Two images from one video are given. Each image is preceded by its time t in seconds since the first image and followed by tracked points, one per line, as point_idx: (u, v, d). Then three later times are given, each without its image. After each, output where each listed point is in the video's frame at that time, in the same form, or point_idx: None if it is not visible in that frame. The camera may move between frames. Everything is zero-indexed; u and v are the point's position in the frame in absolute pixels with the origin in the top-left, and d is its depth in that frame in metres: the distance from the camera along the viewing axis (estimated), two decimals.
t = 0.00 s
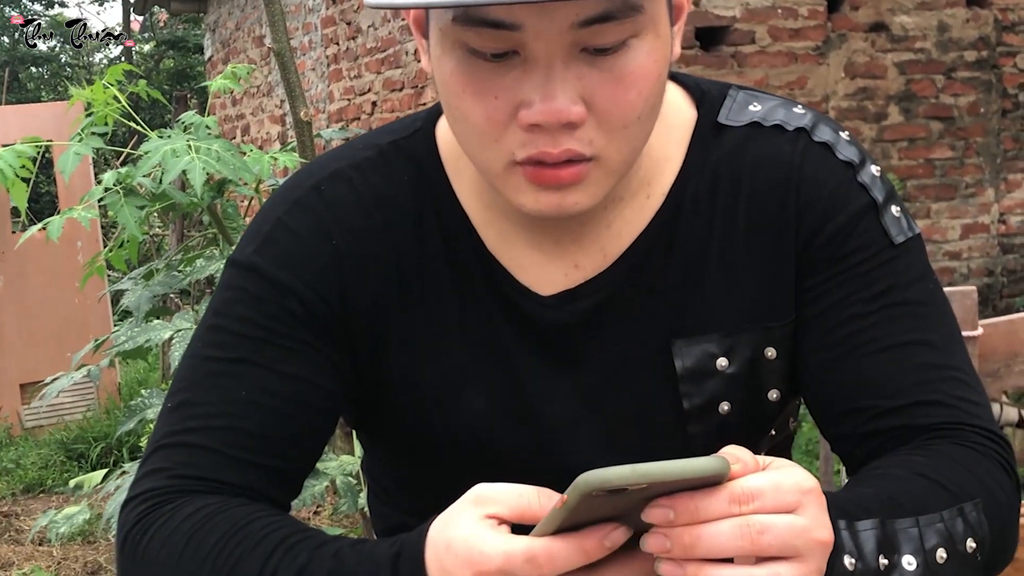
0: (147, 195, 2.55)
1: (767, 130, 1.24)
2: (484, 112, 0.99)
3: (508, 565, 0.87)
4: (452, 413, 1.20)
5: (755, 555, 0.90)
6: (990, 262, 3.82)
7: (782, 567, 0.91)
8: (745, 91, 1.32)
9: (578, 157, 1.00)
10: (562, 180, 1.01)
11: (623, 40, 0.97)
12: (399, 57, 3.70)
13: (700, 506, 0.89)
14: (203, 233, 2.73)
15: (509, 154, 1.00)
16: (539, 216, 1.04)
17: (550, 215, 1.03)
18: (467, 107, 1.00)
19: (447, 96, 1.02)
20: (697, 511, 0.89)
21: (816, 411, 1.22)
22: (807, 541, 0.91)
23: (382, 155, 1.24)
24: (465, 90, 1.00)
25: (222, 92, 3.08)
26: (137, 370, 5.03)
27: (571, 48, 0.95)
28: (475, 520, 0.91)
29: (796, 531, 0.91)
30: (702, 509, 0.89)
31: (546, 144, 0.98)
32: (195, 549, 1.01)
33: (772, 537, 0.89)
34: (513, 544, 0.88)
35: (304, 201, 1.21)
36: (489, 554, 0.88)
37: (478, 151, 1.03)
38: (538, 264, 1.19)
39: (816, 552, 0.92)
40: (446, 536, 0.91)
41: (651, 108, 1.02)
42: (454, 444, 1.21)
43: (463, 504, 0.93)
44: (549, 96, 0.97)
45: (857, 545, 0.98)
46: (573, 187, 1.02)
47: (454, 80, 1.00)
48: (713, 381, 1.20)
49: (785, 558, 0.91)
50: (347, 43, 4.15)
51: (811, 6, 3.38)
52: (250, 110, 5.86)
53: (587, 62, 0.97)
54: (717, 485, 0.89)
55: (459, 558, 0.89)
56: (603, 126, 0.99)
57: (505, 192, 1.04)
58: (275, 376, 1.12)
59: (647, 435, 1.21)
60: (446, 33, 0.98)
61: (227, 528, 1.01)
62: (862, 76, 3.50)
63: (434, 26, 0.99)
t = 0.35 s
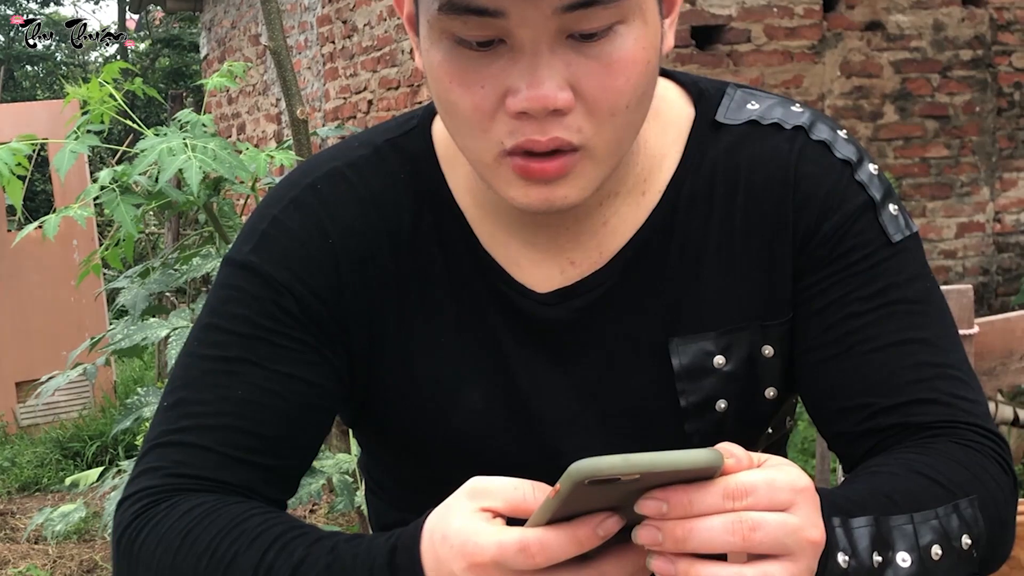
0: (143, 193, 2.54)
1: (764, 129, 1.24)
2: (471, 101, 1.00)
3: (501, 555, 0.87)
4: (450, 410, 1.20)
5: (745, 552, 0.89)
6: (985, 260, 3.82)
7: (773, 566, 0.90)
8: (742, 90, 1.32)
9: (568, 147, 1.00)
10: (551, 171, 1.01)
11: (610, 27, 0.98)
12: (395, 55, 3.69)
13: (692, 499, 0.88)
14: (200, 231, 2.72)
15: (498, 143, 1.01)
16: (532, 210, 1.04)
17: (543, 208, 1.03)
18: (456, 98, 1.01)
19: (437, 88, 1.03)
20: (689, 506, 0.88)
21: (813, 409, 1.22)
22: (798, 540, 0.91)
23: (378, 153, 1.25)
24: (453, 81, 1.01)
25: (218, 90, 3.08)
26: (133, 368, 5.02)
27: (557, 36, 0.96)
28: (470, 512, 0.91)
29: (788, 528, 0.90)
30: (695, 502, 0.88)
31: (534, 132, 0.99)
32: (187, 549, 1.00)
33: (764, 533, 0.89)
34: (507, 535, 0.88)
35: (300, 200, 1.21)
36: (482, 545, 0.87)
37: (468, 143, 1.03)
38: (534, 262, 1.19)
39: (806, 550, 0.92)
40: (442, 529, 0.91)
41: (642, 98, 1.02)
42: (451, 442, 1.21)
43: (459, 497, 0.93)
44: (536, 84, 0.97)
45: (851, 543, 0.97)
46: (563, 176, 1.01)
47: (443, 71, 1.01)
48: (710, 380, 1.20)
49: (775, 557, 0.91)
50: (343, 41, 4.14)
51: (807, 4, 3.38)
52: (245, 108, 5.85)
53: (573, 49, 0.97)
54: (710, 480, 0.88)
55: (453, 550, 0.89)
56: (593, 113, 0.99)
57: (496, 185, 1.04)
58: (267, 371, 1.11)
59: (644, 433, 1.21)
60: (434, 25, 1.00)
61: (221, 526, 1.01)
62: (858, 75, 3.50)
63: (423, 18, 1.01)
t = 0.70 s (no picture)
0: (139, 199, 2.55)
1: (757, 135, 1.25)
2: (456, 102, 1.00)
3: (471, 549, 0.87)
4: (445, 415, 1.20)
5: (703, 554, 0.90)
6: (981, 263, 3.83)
7: (738, 566, 0.91)
8: (735, 96, 1.33)
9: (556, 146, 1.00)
10: (544, 168, 1.01)
11: (593, 25, 0.98)
12: (392, 60, 3.69)
13: (644, 508, 0.89)
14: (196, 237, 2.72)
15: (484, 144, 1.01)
16: (523, 212, 1.04)
17: (534, 210, 1.03)
18: (442, 101, 1.02)
19: (425, 92, 1.04)
20: (641, 512, 0.89)
21: (807, 413, 1.22)
22: (756, 538, 0.92)
23: (372, 159, 1.25)
24: (439, 83, 1.02)
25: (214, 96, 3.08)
26: (131, 373, 5.02)
27: (541, 34, 0.97)
28: (447, 509, 0.91)
29: (742, 528, 0.91)
30: (646, 511, 0.89)
31: (520, 129, 0.99)
32: (178, 554, 1.00)
33: (717, 534, 0.89)
34: (476, 528, 0.87)
35: (294, 207, 1.21)
36: (454, 540, 0.88)
37: (457, 147, 1.04)
38: (528, 267, 1.20)
39: (768, 548, 0.93)
40: (421, 526, 0.92)
41: (630, 97, 1.03)
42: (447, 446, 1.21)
43: (439, 493, 0.93)
44: (520, 83, 0.98)
45: (830, 545, 0.97)
46: (554, 175, 1.02)
47: (430, 74, 1.02)
48: (704, 384, 1.20)
49: (739, 557, 0.92)
50: (340, 46, 4.15)
51: (803, 9, 3.39)
52: (243, 113, 5.85)
53: (557, 48, 0.98)
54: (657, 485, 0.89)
55: (429, 546, 0.90)
56: (580, 112, 1.00)
57: (487, 187, 1.04)
58: (260, 376, 1.12)
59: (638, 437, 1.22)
60: (420, 29, 1.01)
61: (213, 531, 1.01)
62: (853, 79, 3.51)
63: (409, 23, 1.03)
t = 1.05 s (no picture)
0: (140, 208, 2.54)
1: (755, 146, 1.24)
2: (451, 114, 1.00)
3: (448, 547, 0.87)
4: (443, 425, 1.20)
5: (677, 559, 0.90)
6: (982, 273, 3.82)
7: (716, 569, 0.90)
8: (734, 107, 1.33)
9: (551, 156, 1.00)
10: (541, 178, 1.01)
11: (588, 35, 0.98)
12: (393, 69, 3.70)
13: (616, 518, 0.91)
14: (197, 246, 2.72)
15: (481, 154, 1.01)
16: (521, 221, 1.04)
17: (531, 219, 1.03)
18: (438, 112, 1.02)
19: (421, 104, 1.04)
20: (612, 523, 0.90)
21: (806, 424, 1.21)
22: (730, 540, 0.91)
23: (370, 170, 1.25)
24: (435, 94, 1.02)
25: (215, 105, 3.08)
26: (131, 382, 5.01)
27: (535, 44, 0.97)
28: (429, 509, 0.92)
29: (716, 531, 0.90)
30: (619, 520, 0.90)
31: (516, 140, 0.99)
32: (173, 562, 1.00)
33: (689, 537, 0.89)
34: (454, 526, 0.88)
35: (292, 217, 1.21)
36: (432, 539, 0.88)
37: (453, 158, 1.04)
38: (527, 277, 1.19)
39: (745, 550, 0.91)
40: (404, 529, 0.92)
41: (626, 106, 1.03)
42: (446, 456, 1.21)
43: (424, 495, 0.94)
44: (515, 93, 0.98)
45: (817, 552, 0.97)
46: (552, 184, 1.02)
47: (426, 85, 1.02)
48: (703, 396, 1.19)
49: (717, 559, 0.91)
50: (341, 55, 4.15)
51: (804, 18, 3.40)
52: (244, 122, 5.87)
53: (551, 58, 0.98)
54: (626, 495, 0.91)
55: (410, 547, 0.90)
56: (575, 121, 1.00)
57: (483, 198, 1.04)
58: (258, 385, 1.11)
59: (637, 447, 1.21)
60: (414, 40, 1.01)
61: (207, 539, 1.01)
62: (854, 89, 3.51)
63: (404, 34, 1.03)
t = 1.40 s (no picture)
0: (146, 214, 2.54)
1: (764, 155, 1.24)
2: (458, 125, 1.00)
3: (455, 549, 0.87)
4: (449, 433, 1.19)
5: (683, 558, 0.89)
6: (989, 284, 3.81)
7: (721, 566, 0.90)
8: (742, 116, 1.32)
9: (558, 165, 1.00)
10: (547, 188, 1.01)
11: (594, 45, 0.98)
12: (399, 78, 3.71)
13: (623, 521, 0.90)
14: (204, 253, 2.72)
15: (488, 165, 1.01)
16: (528, 230, 1.03)
17: (538, 228, 1.03)
18: (445, 123, 1.02)
19: (428, 114, 1.04)
20: (619, 525, 0.90)
21: (814, 434, 1.21)
22: (737, 537, 0.90)
23: (377, 178, 1.25)
24: (441, 105, 1.02)
25: (223, 112, 3.09)
26: (136, 388, 5.02)
27: (541, 54, 0.97)
28: (429, 513, 0.91)
29: (723, 529, 0.90)
30: (628, 522, 0.90)
31: (522, 151, 0.99)
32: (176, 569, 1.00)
33: (698, 536, 0.89)
34: (459, 528, 0.87)
35: (299, 225, 1.21)
36: (438, 542, 0.88)
37: (461, 168, 1.04)
38: (534, 286, 1.19)
39: (752, 546, 0.92)
40: (406, 535, 0.91)
41: (631, 115, 1.03)
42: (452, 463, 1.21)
43: (419, 500, 0.93)
44: (521, 103, 0.97)
45: (821, 558, 0.97)
46: (558, 194, 1.01)
47: (433, 95, 1.02)
48: (710, 406, 1.19)
49: (724, 558, 0.90)
50: (348, 63, 4.17)
51: (811, 29, 3.40)
52: (250, 130, 5.88)
53: (557, 68, 0.98)
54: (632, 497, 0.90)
55: (415, 551, 0.89)
56: (581, 131, 1.00)
57: (491, 208, 1.04)
58: (263, 394, 1.11)
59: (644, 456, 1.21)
60: (420, 51, 1.01)
61: (210, 546, 1.01)
62: (861, 99, 3.51)
63: (410, 45, 1.03)
